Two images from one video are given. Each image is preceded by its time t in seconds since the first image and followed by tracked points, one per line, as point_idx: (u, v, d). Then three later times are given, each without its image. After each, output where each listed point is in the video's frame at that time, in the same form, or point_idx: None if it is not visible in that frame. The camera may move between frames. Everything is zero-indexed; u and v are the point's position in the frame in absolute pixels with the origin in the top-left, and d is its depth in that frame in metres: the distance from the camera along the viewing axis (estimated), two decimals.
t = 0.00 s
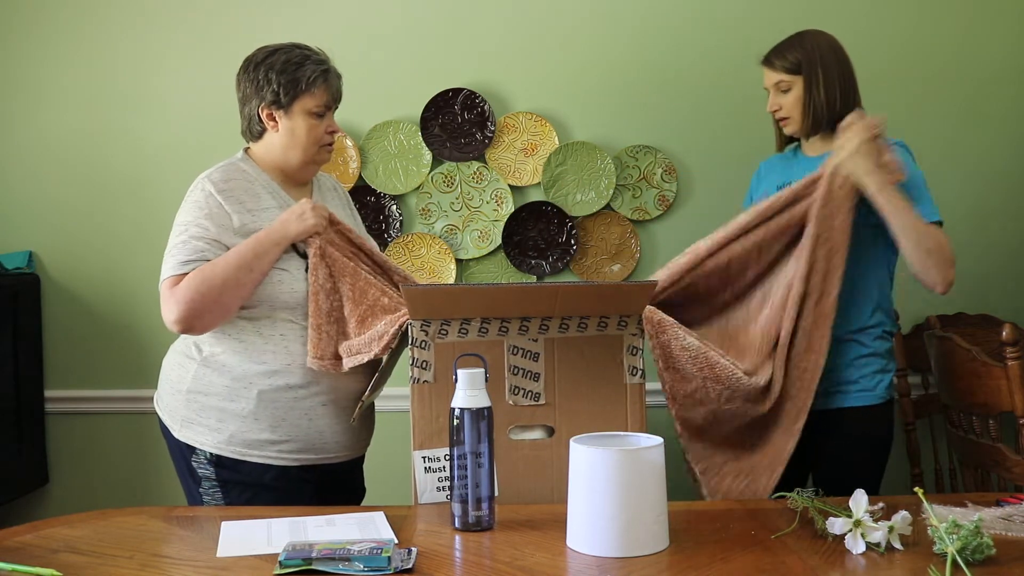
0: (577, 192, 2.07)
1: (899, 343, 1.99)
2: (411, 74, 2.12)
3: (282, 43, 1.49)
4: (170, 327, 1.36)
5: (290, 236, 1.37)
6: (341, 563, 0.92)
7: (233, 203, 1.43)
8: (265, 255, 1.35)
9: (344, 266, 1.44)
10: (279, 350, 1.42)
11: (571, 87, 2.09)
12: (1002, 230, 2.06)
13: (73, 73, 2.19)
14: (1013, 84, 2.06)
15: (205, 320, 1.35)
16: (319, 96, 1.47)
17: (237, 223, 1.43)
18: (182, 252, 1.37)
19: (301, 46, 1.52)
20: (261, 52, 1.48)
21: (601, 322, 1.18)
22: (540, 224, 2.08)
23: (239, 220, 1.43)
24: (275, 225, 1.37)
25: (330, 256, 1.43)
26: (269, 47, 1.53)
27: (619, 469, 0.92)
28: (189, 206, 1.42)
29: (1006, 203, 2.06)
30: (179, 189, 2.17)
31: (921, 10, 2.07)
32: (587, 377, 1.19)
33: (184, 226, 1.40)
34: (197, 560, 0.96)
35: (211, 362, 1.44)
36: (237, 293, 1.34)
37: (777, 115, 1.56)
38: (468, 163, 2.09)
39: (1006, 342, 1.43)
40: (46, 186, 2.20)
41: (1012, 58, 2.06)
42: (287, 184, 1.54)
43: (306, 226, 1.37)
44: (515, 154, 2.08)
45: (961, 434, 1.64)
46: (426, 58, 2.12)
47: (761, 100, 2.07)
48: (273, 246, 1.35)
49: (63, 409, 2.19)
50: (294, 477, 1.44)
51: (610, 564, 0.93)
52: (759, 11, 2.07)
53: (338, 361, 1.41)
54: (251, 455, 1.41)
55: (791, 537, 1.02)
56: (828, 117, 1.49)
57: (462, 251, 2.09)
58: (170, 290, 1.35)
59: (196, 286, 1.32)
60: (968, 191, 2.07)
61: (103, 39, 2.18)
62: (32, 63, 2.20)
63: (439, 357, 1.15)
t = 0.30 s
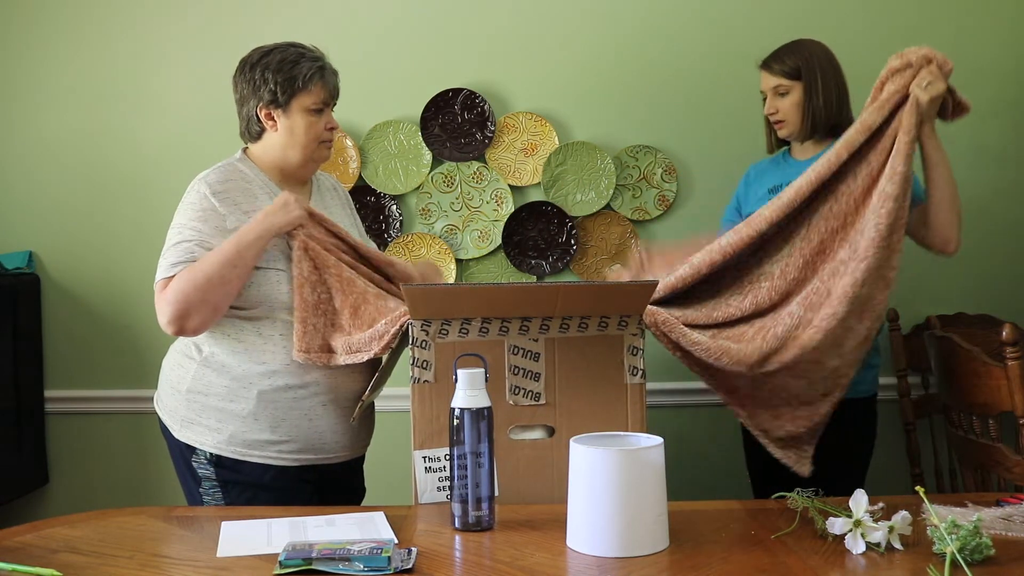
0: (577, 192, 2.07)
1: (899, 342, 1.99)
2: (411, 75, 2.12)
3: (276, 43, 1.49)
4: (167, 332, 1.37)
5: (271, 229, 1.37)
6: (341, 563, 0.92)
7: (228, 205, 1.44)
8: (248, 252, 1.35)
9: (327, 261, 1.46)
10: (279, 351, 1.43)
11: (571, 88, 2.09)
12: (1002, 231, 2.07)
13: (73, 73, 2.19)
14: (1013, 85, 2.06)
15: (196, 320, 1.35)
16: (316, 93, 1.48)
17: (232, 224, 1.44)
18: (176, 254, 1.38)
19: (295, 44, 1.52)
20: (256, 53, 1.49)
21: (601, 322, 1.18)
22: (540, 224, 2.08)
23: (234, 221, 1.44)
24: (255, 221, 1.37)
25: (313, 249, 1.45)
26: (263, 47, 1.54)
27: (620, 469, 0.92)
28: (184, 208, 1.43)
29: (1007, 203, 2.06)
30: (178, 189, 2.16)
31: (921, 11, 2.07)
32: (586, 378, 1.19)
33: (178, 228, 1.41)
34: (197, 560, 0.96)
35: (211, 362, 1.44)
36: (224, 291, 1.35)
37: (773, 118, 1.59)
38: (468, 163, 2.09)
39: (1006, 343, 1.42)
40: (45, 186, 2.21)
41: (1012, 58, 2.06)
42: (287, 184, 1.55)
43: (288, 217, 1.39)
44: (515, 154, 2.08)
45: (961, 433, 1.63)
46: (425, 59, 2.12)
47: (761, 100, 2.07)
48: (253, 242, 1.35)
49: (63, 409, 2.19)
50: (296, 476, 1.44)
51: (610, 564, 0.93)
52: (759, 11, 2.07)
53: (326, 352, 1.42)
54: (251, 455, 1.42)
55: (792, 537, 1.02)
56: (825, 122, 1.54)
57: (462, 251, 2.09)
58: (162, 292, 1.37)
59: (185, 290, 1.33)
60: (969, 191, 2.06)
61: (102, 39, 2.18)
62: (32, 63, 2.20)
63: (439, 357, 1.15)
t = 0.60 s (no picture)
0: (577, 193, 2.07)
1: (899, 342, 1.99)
2: (411, 75, 2.12)
3: (269, 43, 1.51)
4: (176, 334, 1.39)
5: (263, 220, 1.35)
6: (341, 563, 0.92)
7: (231, 204, 1.45)
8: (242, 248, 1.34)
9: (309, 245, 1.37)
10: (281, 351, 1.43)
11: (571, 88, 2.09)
12: (1003, 227, 2.04)
13: (73, 73, 2.19)
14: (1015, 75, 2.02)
15: (200, 321, 1.36)
16: (313, 88, 1.50)
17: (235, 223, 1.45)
18: (181, 258, 1.40)
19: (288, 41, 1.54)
20: (250, 53, 1.51)
21: (601, 322, 1.18)
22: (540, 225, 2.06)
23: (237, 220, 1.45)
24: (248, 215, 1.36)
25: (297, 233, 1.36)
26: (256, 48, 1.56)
27: (620, 468, 0.93)
28: (187, 209, 1.44)
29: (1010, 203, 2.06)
30: (178, 188, 2.16)
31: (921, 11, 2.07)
32: (586, 378, 1.19)
33: (182, 230, 1.43)
34: (197, 560, 0.96)
35: (214, 362, 1.45)
36: (225, 294, 1.35)
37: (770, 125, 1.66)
38: (468, 163, 2.07)
39: (1006, 343, 1.42)
40: (45, 185, 2.21)
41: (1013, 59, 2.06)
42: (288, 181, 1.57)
43: (278, 203, 1.36)
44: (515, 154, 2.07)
45: (962, 433, 1.64)
46: (424, 59, 2.12)
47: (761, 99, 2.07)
48: (246, 239, 1.34)
49: (63, 409, 2.19)
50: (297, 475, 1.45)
51: (610, 564, 0.93)
52: (758, 11, 2.07)
53: (284, 335, 1.30)
54: (254, 455, 1.42)
55: (792, 537, 1.02)
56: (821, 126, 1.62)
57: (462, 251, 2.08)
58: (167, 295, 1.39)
59: (187, 294, 1.34)
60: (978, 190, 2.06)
61: (102, 39, 2.18)
62: (32, 63, 2.20)
63: (439, 357, 1.15)
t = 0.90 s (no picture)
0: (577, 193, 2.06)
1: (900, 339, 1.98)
2: (411, 75, 2.12)
3: (263, 42, 1.51)
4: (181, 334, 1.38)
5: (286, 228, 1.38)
6: (340, 563, 0.92)
7: (236, 203, 1.46)
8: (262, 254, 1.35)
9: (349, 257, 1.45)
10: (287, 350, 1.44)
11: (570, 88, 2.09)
12: (1005, 229, 2.02)
13: (73, 73, 2.19)
14: (1016, 78, 2.01)
15: (210, 323, 1.36)
16: (310, 87, 1.51)
17: (241, 222, 1.45)
18: (187, 257, 1.39)
19: (282, 40, 1.54)
20: (245, 53, 1.51)
21: (601, 322, 1.18)
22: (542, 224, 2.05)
23: (243, 219, 1.45)
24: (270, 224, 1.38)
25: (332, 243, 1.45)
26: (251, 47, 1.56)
27: (620, 468, 0.93)
28: (191, 208, 1.44)
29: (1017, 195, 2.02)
30: (178, 188, 2.16)
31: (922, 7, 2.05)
32: (586, 377, 1.19)
33: (188, 228, 1.42)
34: (197, 561, 0.96)
35: (218, 362, 1.45)
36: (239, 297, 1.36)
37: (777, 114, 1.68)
38: (468, 163, 2.06)
39: (1006, 343, 1.42)
40: (45, 185, 2.21)
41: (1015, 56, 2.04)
42: (288, 180, 1.58)
43: (304, 217, 1.40)
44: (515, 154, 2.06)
45: (961, 433, 1.64)
46: (423, 59, 2.12)
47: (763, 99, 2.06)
48: (266, 244, 1.35)
49: (63, 409, 2.19)
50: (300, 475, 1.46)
51: (610, 564, 0.93)
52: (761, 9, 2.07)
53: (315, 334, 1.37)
54: (257, 455, 1.43)
55: (792, 537, 1.02)
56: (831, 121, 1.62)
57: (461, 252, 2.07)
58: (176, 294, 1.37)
59: (201, 294, 1.34)
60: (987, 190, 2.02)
61: (102, 39, 2.18)
62: (33, 63, 2.20)
63: (440, 356, 1.15)
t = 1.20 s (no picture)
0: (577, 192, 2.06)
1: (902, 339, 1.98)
2: (411, 75, 2.12)
3: (258, 44, 1.51)
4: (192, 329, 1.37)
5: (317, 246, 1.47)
6: (341, 563, 0.92)
7: (245, 201, 1.46)
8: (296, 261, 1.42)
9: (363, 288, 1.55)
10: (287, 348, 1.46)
11: (570, 87, 2.09)
12: (1006, 228, 2.02)
13: (74, 73, 2.19)
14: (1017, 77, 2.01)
15: (227, 323, 1.37)
16: (306, 89, 1.51)
17: (252, 220, 1.46)
18: (204, 252, 1.37)
19: (278, 41, 1.54)
20: (240, 56, 1.51)
21: (601, 322, 1.18)
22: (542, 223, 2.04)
23: (254, 217, 1.46)
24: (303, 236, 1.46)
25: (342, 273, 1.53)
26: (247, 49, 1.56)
27: (620, 468, 0.93)
28: (201, 203, 1.42)
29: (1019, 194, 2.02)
30: (178, 188, 2.16)
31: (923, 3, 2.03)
32: (586, 376, 1.19)
33: (199, 222, 1.40)
34: (197, 561, 0.96)
35: (217, 362, 1.45)
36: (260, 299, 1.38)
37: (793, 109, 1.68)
38: (468, 163, 2.07)
39: (1006, 343, 1.42)
40: (45, 185, 2.21)
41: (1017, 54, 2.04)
42: (288, 180, 1.58)
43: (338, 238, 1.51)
44: (515, 154, 2.06)
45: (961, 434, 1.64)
46: (423, 59, 2.12)
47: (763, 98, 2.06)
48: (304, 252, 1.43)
49: (63, 409, 2.19)
50: (302, 475, 1.46)
51: (610, 564, 0.92)
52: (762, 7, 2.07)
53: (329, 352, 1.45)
54: (259, 454, 1.43)
55: (792, 537, 1.02)
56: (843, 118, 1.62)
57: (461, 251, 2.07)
58: (196, 289, 1.35)
59: (227, 291, 1.34)
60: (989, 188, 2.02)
61: (102, 38, 2.18)
62: (33, 62, 2.20)
63: (440, 356, 1.16)
